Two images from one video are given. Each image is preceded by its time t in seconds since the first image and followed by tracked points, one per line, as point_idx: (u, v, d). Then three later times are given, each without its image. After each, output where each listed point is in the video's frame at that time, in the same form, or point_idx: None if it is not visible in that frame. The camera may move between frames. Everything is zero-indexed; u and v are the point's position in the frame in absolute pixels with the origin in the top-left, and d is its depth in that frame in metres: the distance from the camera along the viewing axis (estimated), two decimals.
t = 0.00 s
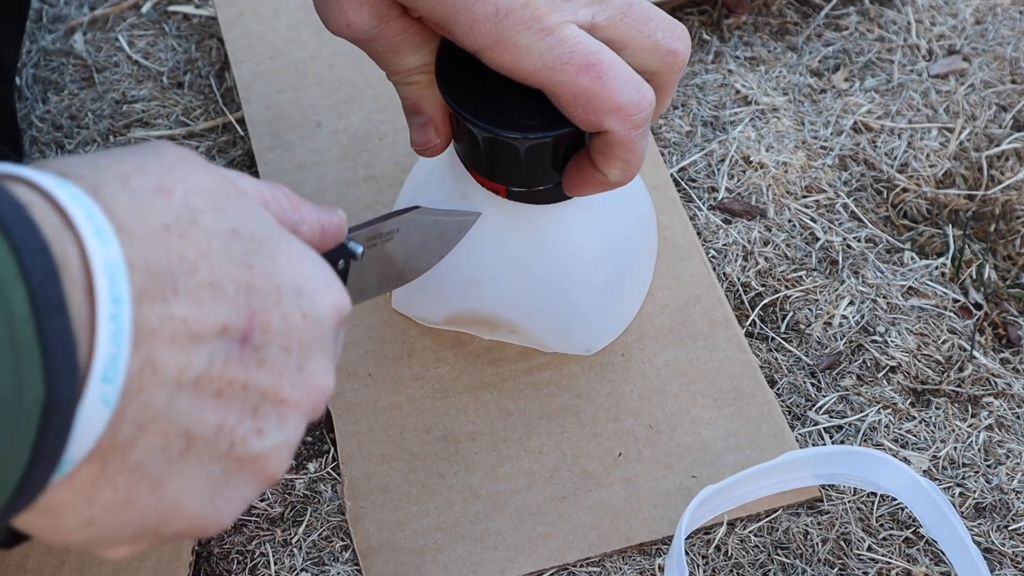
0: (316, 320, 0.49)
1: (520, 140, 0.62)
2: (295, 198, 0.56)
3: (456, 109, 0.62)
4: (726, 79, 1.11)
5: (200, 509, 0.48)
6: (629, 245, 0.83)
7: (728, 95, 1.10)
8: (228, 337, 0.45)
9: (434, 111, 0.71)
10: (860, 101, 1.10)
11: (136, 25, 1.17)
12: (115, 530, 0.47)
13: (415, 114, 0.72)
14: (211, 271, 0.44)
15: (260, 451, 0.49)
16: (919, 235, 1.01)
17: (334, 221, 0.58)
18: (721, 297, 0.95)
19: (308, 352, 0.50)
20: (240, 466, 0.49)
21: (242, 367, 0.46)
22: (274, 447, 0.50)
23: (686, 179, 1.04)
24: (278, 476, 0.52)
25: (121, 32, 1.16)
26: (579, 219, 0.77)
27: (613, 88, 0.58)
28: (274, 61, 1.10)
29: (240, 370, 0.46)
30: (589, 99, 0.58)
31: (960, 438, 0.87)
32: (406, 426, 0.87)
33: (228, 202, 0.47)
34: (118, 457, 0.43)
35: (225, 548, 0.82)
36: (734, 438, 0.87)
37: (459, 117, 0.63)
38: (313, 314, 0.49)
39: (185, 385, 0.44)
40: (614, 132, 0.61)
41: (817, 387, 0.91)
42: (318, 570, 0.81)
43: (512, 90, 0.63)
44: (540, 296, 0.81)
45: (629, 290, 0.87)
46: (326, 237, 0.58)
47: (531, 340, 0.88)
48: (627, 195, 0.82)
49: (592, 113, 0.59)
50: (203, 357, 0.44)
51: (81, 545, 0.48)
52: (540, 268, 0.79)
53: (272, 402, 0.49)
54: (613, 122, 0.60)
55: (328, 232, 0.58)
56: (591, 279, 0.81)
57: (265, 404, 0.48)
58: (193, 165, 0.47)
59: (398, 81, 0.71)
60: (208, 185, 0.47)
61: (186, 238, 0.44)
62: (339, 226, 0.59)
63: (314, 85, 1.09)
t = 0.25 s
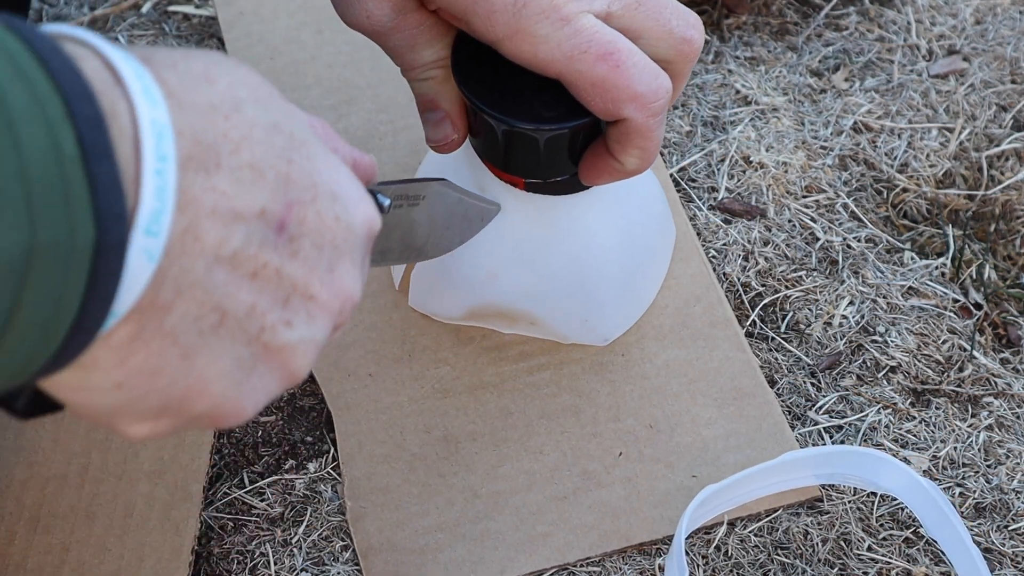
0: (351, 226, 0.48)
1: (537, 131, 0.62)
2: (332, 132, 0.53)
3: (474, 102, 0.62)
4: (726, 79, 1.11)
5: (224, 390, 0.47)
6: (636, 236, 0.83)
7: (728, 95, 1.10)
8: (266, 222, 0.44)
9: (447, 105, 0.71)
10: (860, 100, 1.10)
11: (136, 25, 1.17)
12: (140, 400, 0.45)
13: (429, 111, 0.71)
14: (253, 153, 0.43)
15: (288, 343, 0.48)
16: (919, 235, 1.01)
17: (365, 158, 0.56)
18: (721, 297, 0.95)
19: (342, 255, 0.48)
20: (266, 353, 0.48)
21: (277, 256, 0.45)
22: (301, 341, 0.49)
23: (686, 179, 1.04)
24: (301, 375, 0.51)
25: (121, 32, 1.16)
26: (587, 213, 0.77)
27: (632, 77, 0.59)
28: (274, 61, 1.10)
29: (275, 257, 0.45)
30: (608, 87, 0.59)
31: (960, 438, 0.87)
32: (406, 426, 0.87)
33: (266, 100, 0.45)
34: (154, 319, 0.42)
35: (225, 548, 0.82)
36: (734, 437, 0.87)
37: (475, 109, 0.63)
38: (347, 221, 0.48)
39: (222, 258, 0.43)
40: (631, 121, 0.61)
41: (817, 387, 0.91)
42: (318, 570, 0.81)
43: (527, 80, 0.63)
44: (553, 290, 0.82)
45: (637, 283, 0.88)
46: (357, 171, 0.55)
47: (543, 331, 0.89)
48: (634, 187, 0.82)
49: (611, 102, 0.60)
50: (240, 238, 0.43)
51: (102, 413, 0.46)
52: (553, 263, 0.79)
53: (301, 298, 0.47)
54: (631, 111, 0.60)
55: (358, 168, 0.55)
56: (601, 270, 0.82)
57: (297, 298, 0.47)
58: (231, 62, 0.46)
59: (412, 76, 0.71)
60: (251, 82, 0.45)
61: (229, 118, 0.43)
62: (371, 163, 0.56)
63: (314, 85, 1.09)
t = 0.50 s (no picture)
0: (417, 206, 0.49)
1: (532, 136, 0.62)
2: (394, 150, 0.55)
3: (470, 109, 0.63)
4: (726, 79, 1.11)
5: (301, 338, 0.47)
6: (634, 242, 0.82)
7: (728, 95, 1.10)
8: (348, 186, 0.44)
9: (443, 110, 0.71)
10: (860, 101, 1.10)
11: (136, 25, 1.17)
12: (226, 343, 0.46)
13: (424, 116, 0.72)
14: (340, 123, 0.44)
15: (360, 304, 0.48)
16: (919, 235, 1.01)
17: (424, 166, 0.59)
18: (721, 298, 0.95)
19: (410, 231, 0.49)
20: (340, 311, 0.47)
21: (358, 220, 0.45)
22: (372, 304, 0.48)
23: (686, 179, 1.04)
24: (369, 340, 0.50)
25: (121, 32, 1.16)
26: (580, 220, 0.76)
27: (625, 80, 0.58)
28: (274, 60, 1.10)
29: (355, 220, 0.45)
30: (602, 90, 0.58)
31: (960, 438, 0.87)
32: (406, 426, 0.87)
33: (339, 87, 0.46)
34: (252, 261, 0.42)
35: (225, 548, 0.82)
36: (733, 438, 0.87)
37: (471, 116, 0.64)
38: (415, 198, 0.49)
39: (313, 212, 0.43)
40: (626, 124, 0.60)
41: (817, 387, 0.91)
42: (318, 570, 0.81)
43: (523, 85, 0.63)
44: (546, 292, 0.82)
45: (636, 287, 0.87)
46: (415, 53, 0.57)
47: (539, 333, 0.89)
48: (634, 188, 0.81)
49: (605, 106, 0.59)
50: (327, 198, 0.43)
51: (189, 352, 0.47)
52: (551, 266, 0.79)
53: (375, 264, 0.47)
54: (626, 114, 0.59)
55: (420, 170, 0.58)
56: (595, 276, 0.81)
57: (371, 265, 0.47)
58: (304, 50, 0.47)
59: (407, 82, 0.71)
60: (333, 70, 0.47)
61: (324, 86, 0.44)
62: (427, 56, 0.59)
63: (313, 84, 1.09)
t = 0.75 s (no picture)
0: (318, 512, 0.50)
1: (547, 119, 0.62)
2: (313, 362, 0.56)
3: (486, 91, 0.62)
4: (726, 79, 1.11)
5: None
6: (629, 244, 0.82)
7: (728, 95, 1.10)
8: (239, 552, 0.46)
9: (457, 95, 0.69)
10: (860, 101, 1.10)
11: (136, 25, 1.17)
12: None
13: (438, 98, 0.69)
14: (223, 498, 0.45)
15: None
16: (919, 235, 1.01)
17: (356, 367, 0.59)
18: (721, 298, 0.95)
19: (312, 541, 0.50)
20: None
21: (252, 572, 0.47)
22: None
23: (686, 179, 1.04)
24: None
25: (121, 32, 1.16)
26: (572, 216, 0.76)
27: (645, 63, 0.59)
28: (274, 59, 1.10)
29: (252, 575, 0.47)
30: (621, 73, 0.59)
31: (961, 438, 0.87)
32: (406, 426, 0.87)
33: (236, 421, 0.48)
34: None
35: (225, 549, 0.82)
36: (733, 438, 0.87)
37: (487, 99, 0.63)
38: (317, 506, 0.50)
39: None
40: (643, 107, 0.61)
41: (817, 387, 0.91)
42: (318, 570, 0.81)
43: (538, 70, 0.63)
44: (536, 290, 0.81)
45: (631, 289, 0.86)
46: (343, 392, 0.58)
47: (531, 334, 0.89)
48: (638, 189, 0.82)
49: (623, 88, 0.60)
50: (209, 525, 0.44)
51: None
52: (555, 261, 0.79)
53: None
54: (643, 97, 0.60)
55: (346, 385, 0.59)
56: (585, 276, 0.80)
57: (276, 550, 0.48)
58: (206, 383, 0.48)
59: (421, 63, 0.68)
60: (224, 402, 0.48)
61: (200, 472, 0.45)
62: (358, 370, 0.60)
63: (313, 83, 1.09)
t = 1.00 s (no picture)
0: (237, 494, 0.45)
1: (548, 118, 0.61)
2: (234, 347, 0.54)
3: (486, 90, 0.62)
4: (726, 79, 1.11)
5: None
6: (627, 247, 0.81)
7: (728, 95, 1.10)
8: (138, 531, 0.41)
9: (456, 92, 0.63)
10: (860, 101, 1.10)
11: (136, 25, 1.17)
12: None
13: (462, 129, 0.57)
14: (123, 469, 0.40)
15: None
16: (919, 235, 1.01)
17: (276, 359, 0.56)
18: (721, 297, 0.95)
19: (230, 526, 0.45)
20: None
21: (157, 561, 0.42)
22: None
23: (686, 179, 1.04)
24: None
25: (121, 32, 1.16)
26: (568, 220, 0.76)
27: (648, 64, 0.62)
28: (274, 58, 1.10)
29: (152, 565, 0.41)
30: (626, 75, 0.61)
31: (960, 438, 0.87)
32: (406, 423, 0.87)
33: (144, 388, 0.44)
34: None
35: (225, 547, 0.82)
36: (733, 437, 0.87)
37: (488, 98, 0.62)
38: (236, 491, 0.45)
39: None
40: (649, 104, 0.64)
41: (817, 388, 0.91)
42: (318, 570, 0.81)
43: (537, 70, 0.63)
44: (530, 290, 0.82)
45: (629, 289, 0.86)
46: (265, 381, 0.55)
47: (528, 329, 0.89)
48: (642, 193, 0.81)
49: (629, 90, 0.62)
50: (97, 504, 0.39)
51: None
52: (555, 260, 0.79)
53: None
54: (647, 97, 0.63)
55: (268, 374, 0.56)
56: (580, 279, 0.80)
57: None
58: (111, 353, 0.45)
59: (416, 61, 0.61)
60: (132, 366, 0.45)
61: (98, 437, 0.40)
62: (282, 362, 0.57)
63: (313, 82, 1.09)
